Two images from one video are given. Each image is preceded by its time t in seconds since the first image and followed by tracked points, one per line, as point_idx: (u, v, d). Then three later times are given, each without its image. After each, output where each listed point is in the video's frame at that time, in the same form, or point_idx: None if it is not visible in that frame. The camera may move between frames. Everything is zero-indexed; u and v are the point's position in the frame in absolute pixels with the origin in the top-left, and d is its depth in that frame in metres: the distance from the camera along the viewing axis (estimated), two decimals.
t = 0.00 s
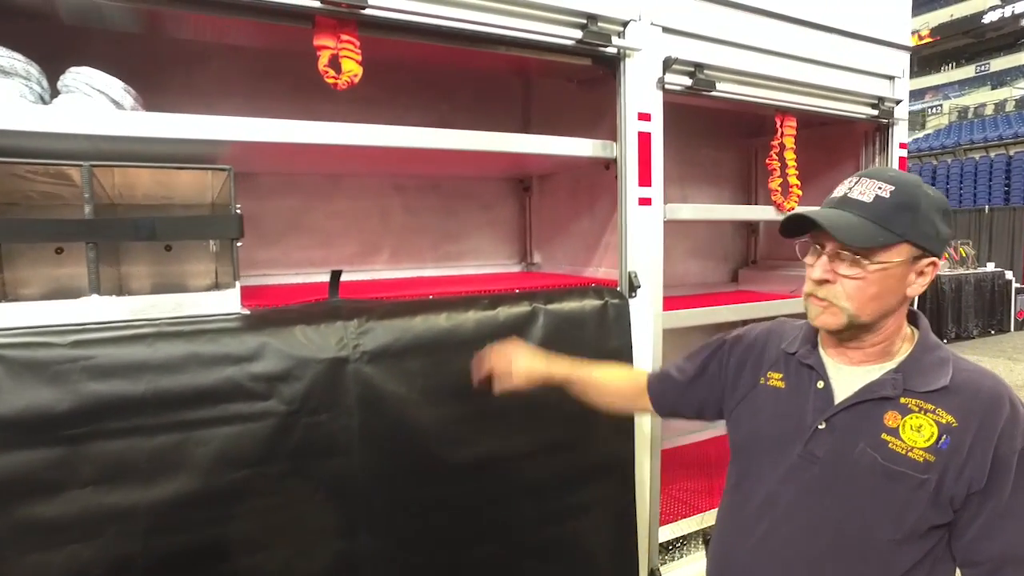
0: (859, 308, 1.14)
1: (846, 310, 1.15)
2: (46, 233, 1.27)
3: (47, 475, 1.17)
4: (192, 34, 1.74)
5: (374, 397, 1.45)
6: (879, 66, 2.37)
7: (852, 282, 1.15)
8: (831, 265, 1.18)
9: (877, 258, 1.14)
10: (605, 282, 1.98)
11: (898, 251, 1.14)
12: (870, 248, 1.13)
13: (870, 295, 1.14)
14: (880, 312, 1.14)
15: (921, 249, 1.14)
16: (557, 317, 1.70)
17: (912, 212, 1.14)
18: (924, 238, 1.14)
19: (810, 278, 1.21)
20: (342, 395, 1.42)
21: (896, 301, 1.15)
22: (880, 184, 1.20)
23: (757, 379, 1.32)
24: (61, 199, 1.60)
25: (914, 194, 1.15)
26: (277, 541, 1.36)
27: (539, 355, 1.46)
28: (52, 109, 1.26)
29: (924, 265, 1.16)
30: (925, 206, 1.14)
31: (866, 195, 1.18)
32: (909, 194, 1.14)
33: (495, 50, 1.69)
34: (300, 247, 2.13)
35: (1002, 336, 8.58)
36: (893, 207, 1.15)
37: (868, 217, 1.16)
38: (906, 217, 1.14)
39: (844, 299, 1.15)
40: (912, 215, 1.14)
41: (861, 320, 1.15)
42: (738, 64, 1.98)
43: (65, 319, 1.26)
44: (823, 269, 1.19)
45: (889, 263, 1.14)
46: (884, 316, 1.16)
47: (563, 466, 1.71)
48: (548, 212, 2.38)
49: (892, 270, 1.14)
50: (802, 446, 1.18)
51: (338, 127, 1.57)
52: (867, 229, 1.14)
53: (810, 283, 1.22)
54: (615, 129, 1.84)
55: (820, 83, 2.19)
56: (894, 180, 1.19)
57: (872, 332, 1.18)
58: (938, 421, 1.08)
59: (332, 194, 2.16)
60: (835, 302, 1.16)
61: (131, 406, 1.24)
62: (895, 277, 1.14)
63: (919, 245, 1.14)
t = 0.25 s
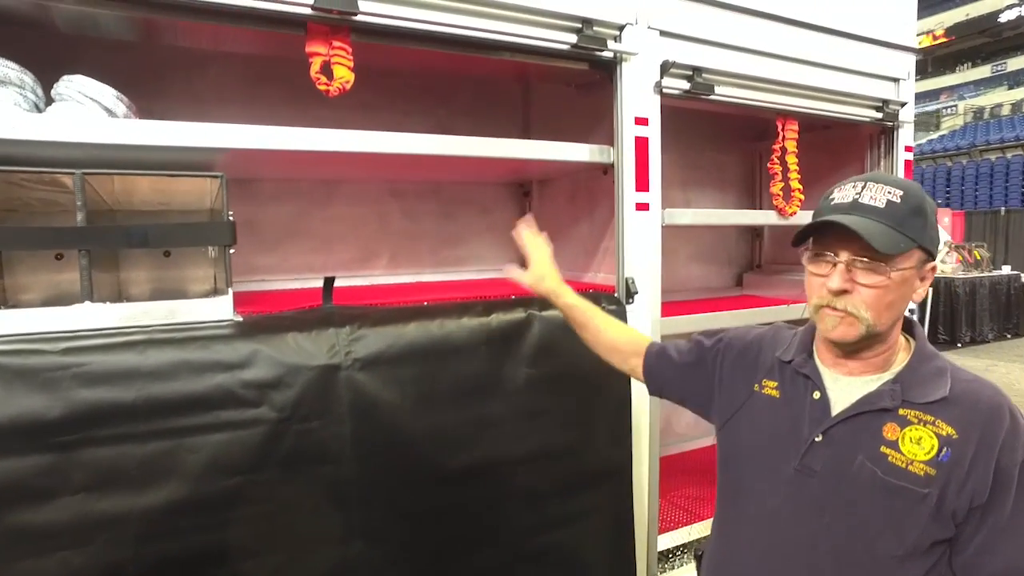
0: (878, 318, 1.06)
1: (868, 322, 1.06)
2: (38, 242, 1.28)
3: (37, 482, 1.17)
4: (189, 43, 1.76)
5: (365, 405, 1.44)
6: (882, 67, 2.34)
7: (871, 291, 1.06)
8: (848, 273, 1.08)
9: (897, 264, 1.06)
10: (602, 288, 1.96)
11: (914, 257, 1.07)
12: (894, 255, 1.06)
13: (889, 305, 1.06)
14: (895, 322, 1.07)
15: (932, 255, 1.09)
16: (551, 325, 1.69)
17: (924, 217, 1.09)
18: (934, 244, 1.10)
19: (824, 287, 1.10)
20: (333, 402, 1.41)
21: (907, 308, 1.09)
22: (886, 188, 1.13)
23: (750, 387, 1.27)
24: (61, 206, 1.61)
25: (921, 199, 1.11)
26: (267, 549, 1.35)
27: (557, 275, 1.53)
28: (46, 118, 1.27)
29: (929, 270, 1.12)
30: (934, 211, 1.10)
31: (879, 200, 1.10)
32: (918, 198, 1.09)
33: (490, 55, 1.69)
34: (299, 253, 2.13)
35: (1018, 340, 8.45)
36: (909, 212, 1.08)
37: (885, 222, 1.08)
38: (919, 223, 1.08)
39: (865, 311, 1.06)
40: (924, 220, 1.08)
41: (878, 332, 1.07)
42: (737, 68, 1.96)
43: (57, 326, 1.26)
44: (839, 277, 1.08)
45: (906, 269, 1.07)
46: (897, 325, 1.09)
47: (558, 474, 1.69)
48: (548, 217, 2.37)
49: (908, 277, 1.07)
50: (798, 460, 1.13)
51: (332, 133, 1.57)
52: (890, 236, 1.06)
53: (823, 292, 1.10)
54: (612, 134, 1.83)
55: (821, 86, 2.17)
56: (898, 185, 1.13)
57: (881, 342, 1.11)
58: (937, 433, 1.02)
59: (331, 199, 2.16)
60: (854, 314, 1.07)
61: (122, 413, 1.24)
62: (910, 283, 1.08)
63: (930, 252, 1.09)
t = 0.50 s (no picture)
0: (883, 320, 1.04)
1: (878, 325, 1.02)
2: (33, 245, 1.30)
3: (30, 481, 1.19)
4: (187, 47, 1.77)
5: (357, 407, 1.44)
6: (886, 67, 2.31)
7: (879, 294, 1.04)
8: (854, 275, 1.05)
9: (900, 265, 1.05)
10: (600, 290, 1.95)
11: (915, 258, 1.06)
12: (902, 256, 1.04)
13: (893, 307, 1.05)
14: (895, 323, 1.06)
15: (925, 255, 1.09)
16: (546, 327, 1.68)
17: (920, 218, 1.09)
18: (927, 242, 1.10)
19: (832, 290, 1.06)
20: (325, 404, 1.42)
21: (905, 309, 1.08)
22: (885, 186, 1.10)
23: (743, 392, 1.25)
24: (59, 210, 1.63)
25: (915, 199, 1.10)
26: (259, 550, 1.35)
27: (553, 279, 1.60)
28: (41, 122, 1.29)
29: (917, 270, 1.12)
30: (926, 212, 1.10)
31: (883, 199, 1.07)
32: (915, 198, 1.09)
33: (485, 58, 1.69)
34: (299, 256, 2.14)
35: None
36: (911, 211, 1.07)
37: (891, 222, 1.06)
38: (918, 222, 1.07)
39: (874, 313, 1.02)
40: (921, 221, 1.08)
41: (883, 335, 1.05)
42: (736, 68, 1.94)
43: (50, 327, 1.28)
44: (846, 279, 1.05)
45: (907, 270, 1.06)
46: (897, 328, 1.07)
47: (553, 478, 1.68)
48: (549, 219, 2.35)
49: (909, 278, 1.06)
50: (789, 465, 1.10)
51: (325, 136, 1.57)
52: (900, 236, 1.04)
53: (829, 295, 1.06)
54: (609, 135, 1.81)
55: (823, 86, 2.14)
56: (893, 184, 1.12)
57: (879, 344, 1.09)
58: (931, 438, 1.00)
59: (331, 202, 2.17)
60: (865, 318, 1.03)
61: (113, 414, 1.25)
62: (909, 285, 1.06)
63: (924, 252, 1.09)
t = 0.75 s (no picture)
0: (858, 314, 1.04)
1: (854, 320, 1.03)
2: (28, 243, 1.32)
3: (22, 477, 1.20)
4: (185, 48, 1.79)
5: (349, 405, 1.44)
6: (889, 64, 2.29)
7: (853, 288, 1.04)
8: (828, 271, 1.05)
9: (872, 257, 1.05)
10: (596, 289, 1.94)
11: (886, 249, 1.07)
12: (873, 248, 1.04)
13: (869, 300, 1.05)
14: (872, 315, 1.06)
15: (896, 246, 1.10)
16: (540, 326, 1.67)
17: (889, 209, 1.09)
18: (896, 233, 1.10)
19: (808, 286, 1.06)
20: (316, 402, 1.42)
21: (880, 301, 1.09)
22: (853, 179, 1.10)
23: (729, 398, 1.25)
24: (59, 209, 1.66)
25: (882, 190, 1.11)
26: (250, 548, 1.35)
27: (544, 326, 1.63)
28: (37, 121, 1.31)
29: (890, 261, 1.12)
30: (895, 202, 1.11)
31: (851, 193, 1.07)
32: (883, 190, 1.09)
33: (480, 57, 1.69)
34: (299, 255, 2.16)
35: None
36: (878, 204, 1.07)
37: (862, 215, 1.06)
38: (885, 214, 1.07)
39: (848, 308, 1.03)
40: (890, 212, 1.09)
41: (861, 328, 1.05)
42: (734, 66, 1.93)
43: (44, 324, 1.30)
44: (820, 275, 1.05)
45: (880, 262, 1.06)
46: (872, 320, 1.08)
47: (549, 478, 1.67)
48: (547, 219, 2.35)
49: (883, 270, 1.06)
50: (773, 466, 1.10)
51: (319, 135, 1.58)
52: (871, 230, 1.04)
53: (805, 292, 1.06)
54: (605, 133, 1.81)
55: (823, 83, 2.12)
56: (861, 176, 1.12)
57: (858, 338, 1.09)
58: (910, 431, 0.99)
59: (329, 202, 2.18)
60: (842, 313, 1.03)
61: (105, 410, 1.26)
62: (882, 276, 1.07)
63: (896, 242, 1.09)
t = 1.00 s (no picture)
0: (824, 319, 1.10)
1: (818, 326, 1.09)
2: (23, 246, 1.34)
3: (15, 479, 1.21)
4: (181, 53, 1.80)
5: (341, 407, 1.45)
6: (888, 66, 2.27)
7: (816, 293, 1.10)
8: (790, 279, 1.11)
9: (832, 262, 1.11)
10: (591, 292, 1.93)
11: (848, 252, 1.12)
12: (832, 252, 1.10)
13: (833, 304, 1.11)
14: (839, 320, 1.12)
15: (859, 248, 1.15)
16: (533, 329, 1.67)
17: (848, 213, 1.14)
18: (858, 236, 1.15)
19: (772, 295, 1.12)
20: (309, 404, 1.43)
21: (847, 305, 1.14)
22: (810, 187, 1.16)
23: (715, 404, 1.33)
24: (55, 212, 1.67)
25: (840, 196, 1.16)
26: (242, 549, 1.36)
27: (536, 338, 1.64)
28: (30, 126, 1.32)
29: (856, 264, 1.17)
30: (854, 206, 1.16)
31: (808, 200, 1.13)
32: (840, 196, 1.15)
33: (474, 61, 1.69)
34: (296, 258, 2.17)
35: None
36: (835, 209, 1.13)
37: (819, 221, 1.11)
38: (844, 219, 1.13)
39: (813, 314, 1.10)
40: (849, 216, 1.14)
41: (828, 332, 1.11)
42: (729, 68, 1.93)
43: (39, 327, 1.32)
44: (783, 283, 1.12)
45: (841, 265, 1.11)
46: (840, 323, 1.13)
47: (543, 481, 1.67)
48: (544, 221, 2.35)
49: (845, 274, 1.12)
50: (751, 471, 1.16)
51: (312, 139, 1.59)
52: (828, 234, 1.09)
53: (770, 300, 1.13)
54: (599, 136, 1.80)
55: (820, 85, 2.12)
56: (818, 184, 1.18)
57: (829, 343, 1.14)
58: (879, 435, 1.03)
59: (326, 205, 2.19)
60: (806, 319, 1.10)
61: (97, 413, 1.27)
62: (846, 279, 1.12)
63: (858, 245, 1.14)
